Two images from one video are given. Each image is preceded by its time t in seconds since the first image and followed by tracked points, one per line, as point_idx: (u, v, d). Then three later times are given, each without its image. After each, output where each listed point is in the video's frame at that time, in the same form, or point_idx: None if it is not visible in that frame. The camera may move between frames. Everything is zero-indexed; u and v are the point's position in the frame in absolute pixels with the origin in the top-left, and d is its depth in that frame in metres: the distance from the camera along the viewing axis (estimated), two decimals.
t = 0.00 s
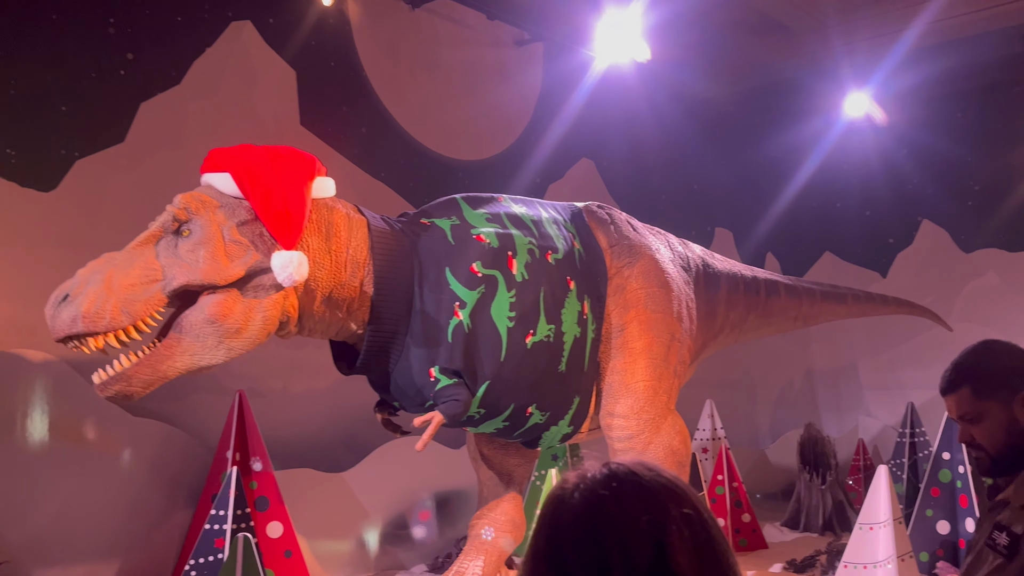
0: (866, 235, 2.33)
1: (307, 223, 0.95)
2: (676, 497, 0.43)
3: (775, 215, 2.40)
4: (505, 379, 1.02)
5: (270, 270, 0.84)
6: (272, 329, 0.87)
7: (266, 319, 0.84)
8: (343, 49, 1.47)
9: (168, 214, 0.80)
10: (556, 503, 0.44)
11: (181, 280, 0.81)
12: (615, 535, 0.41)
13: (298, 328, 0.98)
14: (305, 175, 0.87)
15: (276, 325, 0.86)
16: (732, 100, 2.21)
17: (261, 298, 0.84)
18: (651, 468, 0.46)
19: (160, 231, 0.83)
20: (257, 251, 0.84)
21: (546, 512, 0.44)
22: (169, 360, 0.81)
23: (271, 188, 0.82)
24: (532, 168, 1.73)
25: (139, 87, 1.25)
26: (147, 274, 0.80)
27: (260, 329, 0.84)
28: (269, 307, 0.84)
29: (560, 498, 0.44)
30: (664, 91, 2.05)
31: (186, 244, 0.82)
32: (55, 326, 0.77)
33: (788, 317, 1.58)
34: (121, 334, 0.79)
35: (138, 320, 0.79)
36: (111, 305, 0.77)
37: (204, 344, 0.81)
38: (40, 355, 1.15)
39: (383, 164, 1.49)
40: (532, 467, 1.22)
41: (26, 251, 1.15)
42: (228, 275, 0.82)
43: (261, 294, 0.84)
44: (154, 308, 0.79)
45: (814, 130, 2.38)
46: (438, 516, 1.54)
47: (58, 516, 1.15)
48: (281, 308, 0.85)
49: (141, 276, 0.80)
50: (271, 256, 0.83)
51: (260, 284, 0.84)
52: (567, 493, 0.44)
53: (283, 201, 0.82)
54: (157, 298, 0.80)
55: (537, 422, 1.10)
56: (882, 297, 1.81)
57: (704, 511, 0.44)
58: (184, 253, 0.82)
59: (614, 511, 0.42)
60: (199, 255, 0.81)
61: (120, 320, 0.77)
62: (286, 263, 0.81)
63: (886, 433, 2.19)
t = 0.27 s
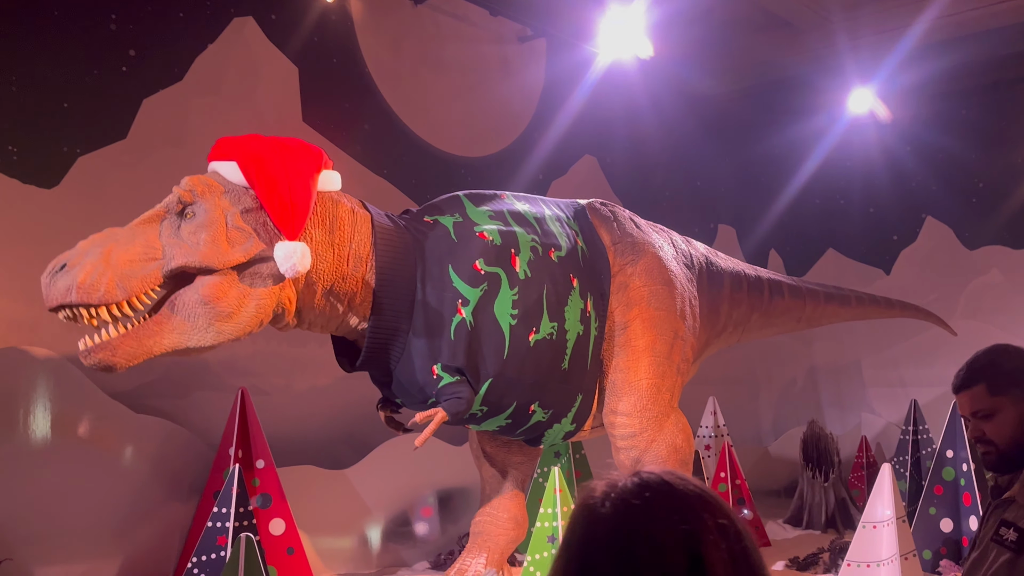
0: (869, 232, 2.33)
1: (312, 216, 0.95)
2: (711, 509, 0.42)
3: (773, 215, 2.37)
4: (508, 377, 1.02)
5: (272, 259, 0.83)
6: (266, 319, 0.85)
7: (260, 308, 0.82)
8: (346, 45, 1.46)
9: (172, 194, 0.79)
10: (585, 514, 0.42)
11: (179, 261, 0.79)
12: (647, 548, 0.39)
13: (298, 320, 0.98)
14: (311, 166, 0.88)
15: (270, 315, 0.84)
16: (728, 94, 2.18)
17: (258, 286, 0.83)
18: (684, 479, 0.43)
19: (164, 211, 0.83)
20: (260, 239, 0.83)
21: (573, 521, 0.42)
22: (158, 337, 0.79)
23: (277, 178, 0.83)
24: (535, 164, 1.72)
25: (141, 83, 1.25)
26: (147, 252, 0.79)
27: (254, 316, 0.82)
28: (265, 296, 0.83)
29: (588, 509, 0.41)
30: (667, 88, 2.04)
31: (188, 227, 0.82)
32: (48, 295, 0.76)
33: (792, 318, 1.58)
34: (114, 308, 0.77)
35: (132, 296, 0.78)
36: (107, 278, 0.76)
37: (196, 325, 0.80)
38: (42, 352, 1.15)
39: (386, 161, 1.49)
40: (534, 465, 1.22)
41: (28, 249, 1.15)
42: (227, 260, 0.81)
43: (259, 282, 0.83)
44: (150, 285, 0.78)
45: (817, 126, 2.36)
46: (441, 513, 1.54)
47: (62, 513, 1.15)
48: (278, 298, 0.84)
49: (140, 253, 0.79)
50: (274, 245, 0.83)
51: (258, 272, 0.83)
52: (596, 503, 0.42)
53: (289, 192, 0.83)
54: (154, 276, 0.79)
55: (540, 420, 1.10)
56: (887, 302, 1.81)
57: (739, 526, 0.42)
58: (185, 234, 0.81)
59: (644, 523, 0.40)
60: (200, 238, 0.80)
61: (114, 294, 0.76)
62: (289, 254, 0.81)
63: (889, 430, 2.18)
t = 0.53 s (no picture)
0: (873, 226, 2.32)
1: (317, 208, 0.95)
2: (752, 505, 0.42)
3: (777, 208, 2.32)
4: (512, 372, 1.02)
5: (277, 249, 0.84)
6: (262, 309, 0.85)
7: (258, 298, 0.83)
8: (350, 40, 1.46)
9: (183, 178, 0.79)
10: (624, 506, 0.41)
11: (184, 246, 0.80)
12: (696, 542, 0.39)
13: (301, 312, 0.98)
14: (320, 158, 0.88)
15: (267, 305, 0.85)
16: (732, 88, 2.17)
17: (258, 276, 0.83)
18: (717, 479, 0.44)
19: (171, 194, 0.82)
20: (264, 229, 0.84)
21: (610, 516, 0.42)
22: (156, 319, 0.78)
23: (286, 168, 0.83)
24: (538, 159, 1.72)
25: (146, 78, 1.25)
26: (152, 235, 0.79)
27: (251, 306, 0.83)
28: (264, 287, 0.83)
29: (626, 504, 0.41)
30: (670, 82, 2.02)
31: (194, 212, 0.82)
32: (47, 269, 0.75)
33: (795, 315, 1.58)
34: (115, 288, 0.77)
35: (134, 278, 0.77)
36: (111, 258, 0.75)
37: (193, 310, 0.80)
38: (50, 347, 1.16)
39: (391, 155, 1.49)
40: (539, 459, 1.23)
41: (35, 244, 1.15)
42: (231, 248, 0.81)
43: (260, 273, 0.83)
44: (153, 268, 0.78)
45: (821, 120, 2.34)
46: (445, 507, 1.54)
47: (69, 507, 1.16)
48: (277, 290, 0.85)
49: (145, 235, 0.78)
50: (280, 235, 0.84)
51: (261, 262, 0.84)
52: (633, 498, 0.42)
53: (296, 182, 0.84)
54: (157, 259, 0.79)
55: (544, 414, 1.10)
56: (889, 301, 1.82)
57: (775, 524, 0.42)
58: (191, 220, 0.81)
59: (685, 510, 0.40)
60: (205, 224, 0.81)
61: (116, 275, 0.75)
62: (294, 243, 0.82)
63: (893, 425, 2.20)
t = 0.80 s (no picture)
0: (882, 220, 2.31)
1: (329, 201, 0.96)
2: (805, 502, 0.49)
3: (786, 198, 2.29)
4: (521, 367, 1.02)
5: (287, 239, 0.84)
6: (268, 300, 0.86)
7: (264, 288, 0.83)
8: (358, 36, 1.46)
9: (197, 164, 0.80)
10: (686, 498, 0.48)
11: (194, 232, 0.80)
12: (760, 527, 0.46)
13: (309, 304, 0.99)
14: (332, 150, 0.89)
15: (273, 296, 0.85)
16: (740, 82, 2.16)
17: (266, 266, 0.84)
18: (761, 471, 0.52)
19: (184, 179, 0.83)
20: (274, 219, 0.84)
21: (671, 509, 0.48)
22: (161, 303, 0.79)
23: (298, 159, 0.84)
24: (545, 154, 1.72)
25: (155, 75, 1.26)
26: (163, 219, 0.79)
27: (257, 296, 0.83)
28: (271, 278, 0.84)
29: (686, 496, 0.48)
30: (678, 76, 2.01)
31: (206, 199, 0.82)
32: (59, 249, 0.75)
33: (804, 311, 1.58)
34: (123, 270, 0.77)
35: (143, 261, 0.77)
36: (121, 240, 0.76)
37: (198, 295, 0.80)
38: (62, 342, 1.17)
39: (399, 151, 1.49)
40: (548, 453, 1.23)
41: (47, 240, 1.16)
42: (241, 237, 0.82)
43: (268, 263, 0.84)
44: (162, 253, 0.78)
45: (830, 113, 2.32)
46: (455, 501, 1.55)
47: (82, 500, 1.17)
48: (284, 280, 0.85)
49: (156, 219, 0.79)
50: (290, 225, 0.85)
51: (269, 252, 0.84)
52: (693, 491, 0.48)
53: (308, 173, 0.84)
54: (167, 244, 0.79)
55: (553, 409, 1.10)
56: (897, 299, 1.80)
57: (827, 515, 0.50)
58: (202, 206, 0.82)
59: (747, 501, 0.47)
60: (216, 211, 0.81)
61: (125, 258, 0.76)
62: (304, 234, 0.83)
63: (903, 419, 2.20)
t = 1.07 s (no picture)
0: (891, 211, 2.30)
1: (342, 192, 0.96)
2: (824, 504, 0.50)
3: (793, 189, 2.29)
4: (527, 360, 1.02)
5: (300, 230, 0.85)
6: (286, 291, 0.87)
7: (280, 280, 0.84)
8: (365, 29, 1.46)
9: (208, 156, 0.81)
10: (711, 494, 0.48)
11: (208, 224, 0.81)
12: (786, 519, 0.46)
13: (317, 294, 0.99)
14: (344, 140, 0.88)
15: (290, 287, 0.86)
16: (748, 74, 2.15)
17: (281, 258, 0.85)
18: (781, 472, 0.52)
19: (197, 171, 0.84)
20: (287, 210, 0.84)
21: (697, 501, 0.48)
22: (180, 300, 0.80)
23: (310, 149, 0.84)
24: (551, 146, 1.72)
25: (163, 69, 1.26)
26: (176, 211, 0.81)
27: (272, 290, 0.84)
28: (285, 270, 0.84)
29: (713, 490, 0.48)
30: (685, 68, 2.01)
31: (218, 190, 0.83)
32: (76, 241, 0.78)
33: (812, 303, 1.57)
34: (140, 263, 0.79)
35: (158, 253, 0.79)
36: (135, 233, 0.77)
37: (216, 291, 0.81)
38: (73, 336, 1.18)
39: (406, 144, 1.49)
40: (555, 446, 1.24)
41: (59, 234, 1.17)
42: (256, 228, 0.83)
43: (282, 255, 0.84)
44: (175, 244, 0.80)
45: (839, 104, 2.31)
46: (463, 493, 1.55)
47: (94, 493, 1.18)
48: (297, 272, 0.86)
49: (169, 211, 0.80)
50: (303, 216, 0.84)
51: (284, 244, 0.85)
52: (718, 485, 0.49)
53: (320, 162, 0.84)
54: (181, 236, 0.80)
55: (560, 401, 1.10)
56: (903, 291, 1.79)
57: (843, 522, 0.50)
58: (215, 198, 0.82)
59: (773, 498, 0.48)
60: (230, 203, 0.82)
61: (140, 251, 0.77)
62: (316, 225, 0.83)
63: (911, 410, 2.19)
